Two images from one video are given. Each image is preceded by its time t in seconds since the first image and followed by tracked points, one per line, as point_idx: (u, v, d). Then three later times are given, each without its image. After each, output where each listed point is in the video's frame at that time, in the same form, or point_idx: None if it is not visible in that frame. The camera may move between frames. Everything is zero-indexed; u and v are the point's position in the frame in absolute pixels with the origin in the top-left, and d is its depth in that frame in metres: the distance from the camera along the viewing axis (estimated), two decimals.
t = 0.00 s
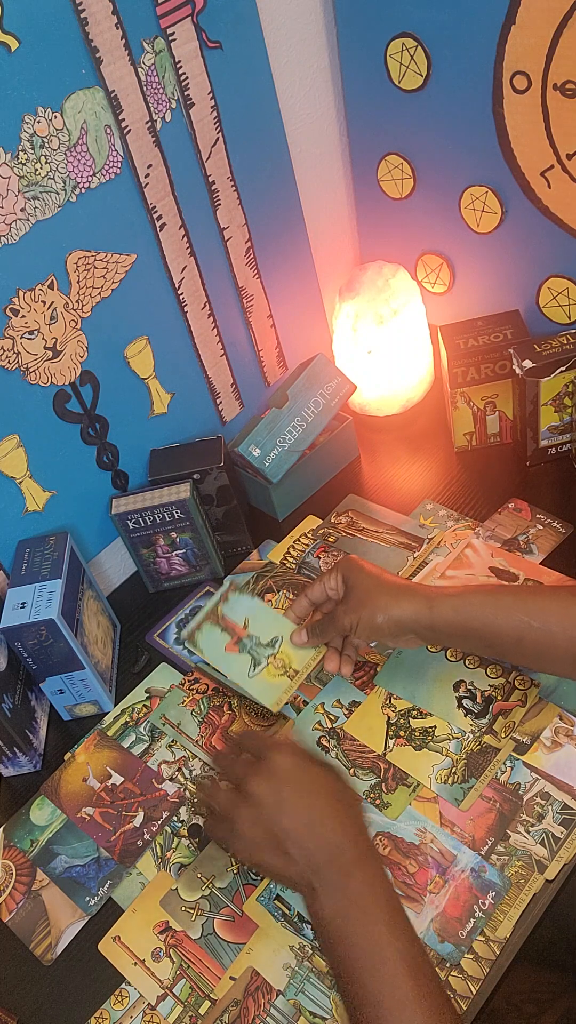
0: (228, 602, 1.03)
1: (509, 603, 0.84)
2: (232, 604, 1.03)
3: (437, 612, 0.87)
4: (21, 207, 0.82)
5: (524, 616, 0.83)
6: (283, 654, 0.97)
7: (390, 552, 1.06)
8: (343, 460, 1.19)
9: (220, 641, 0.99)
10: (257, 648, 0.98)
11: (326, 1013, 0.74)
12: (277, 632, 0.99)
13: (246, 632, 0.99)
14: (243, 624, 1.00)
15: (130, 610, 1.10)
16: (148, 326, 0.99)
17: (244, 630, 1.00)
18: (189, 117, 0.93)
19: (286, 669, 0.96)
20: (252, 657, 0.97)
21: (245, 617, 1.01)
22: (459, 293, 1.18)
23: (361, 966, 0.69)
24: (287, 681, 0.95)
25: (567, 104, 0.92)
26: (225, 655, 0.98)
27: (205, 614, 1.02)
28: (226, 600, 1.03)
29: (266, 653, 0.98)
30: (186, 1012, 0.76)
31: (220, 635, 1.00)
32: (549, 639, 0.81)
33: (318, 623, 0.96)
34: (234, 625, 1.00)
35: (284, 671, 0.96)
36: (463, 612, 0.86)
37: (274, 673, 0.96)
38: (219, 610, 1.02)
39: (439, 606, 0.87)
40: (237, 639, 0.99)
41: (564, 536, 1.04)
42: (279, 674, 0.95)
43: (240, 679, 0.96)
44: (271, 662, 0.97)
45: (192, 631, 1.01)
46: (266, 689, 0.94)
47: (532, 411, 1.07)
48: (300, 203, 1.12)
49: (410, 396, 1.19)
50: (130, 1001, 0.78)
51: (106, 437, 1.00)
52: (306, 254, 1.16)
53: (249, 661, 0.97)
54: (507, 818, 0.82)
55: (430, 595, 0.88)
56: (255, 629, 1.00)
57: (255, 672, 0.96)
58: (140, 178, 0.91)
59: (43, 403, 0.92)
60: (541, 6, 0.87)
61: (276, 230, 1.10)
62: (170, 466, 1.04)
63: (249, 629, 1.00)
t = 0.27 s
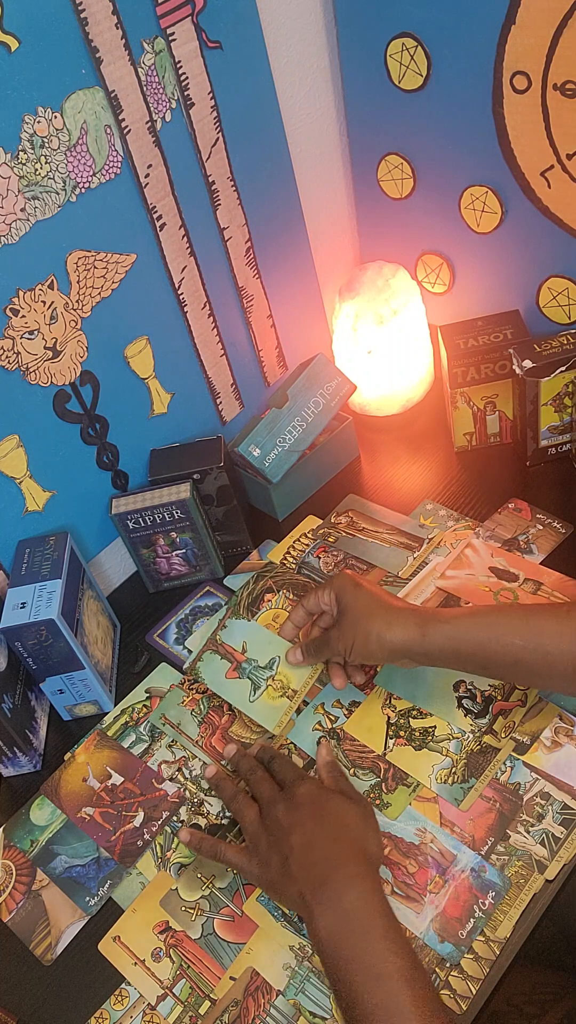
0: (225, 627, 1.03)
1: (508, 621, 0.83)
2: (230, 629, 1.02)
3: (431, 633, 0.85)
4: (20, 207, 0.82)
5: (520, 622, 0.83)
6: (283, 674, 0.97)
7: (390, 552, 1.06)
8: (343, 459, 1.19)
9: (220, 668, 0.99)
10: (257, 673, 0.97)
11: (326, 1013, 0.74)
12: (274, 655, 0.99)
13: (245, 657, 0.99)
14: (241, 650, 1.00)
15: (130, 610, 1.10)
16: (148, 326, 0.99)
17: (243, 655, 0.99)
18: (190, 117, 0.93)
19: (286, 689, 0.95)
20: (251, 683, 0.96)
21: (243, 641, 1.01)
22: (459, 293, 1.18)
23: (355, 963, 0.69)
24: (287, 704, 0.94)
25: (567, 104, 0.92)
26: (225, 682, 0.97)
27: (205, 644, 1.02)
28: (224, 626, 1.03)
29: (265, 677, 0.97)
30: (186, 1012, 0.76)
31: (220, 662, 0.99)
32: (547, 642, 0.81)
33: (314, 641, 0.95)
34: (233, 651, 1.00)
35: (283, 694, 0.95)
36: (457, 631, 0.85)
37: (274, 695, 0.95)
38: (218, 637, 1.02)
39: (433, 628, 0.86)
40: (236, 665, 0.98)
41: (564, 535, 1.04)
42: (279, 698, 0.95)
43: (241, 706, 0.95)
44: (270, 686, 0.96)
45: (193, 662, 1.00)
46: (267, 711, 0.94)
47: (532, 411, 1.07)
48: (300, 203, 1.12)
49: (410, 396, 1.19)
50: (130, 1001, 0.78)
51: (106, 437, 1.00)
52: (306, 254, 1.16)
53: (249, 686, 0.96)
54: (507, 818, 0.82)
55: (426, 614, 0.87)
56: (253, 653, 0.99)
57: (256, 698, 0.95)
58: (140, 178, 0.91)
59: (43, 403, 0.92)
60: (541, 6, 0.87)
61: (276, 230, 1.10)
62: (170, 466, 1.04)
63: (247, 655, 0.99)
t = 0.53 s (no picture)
0: (226, 636, 1.03)
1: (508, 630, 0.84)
2: (231, 638, 1.02)
3: (425, 644, 0.87)
4: (20, 207, 0.82)
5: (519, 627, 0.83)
6: (284, 685, 0.96)
7: (390, 552, 1.06)
8: (343, 459, 1.19)
9: (222, 680, 0.98)
10: (259, 683, 0.97)
11: (326, 1014, 0.74)
12: (275, 664, 0.99)
13: (247, 666, 0.99)
14: (242, 660, 1.00)
15: (130, 610, 1.10)
16: (148, 326, 0.99)
17: (244, 666, 0.99)
18: (190, 117, 0.93)
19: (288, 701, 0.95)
20: (254, 694, 0.96)
21: (245, 650, 1.01)
22: (459, 293, 1.18)
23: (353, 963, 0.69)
24: (290, 713, 0.94)
25: (567, 104, 0.92)
26: (228, 694, 0.97)
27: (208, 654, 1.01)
28: (225, 637, 1.02)
29: (267, 687, 0.97)
30: (186, 1012, 0.76)
31: (222, 674, 0.99)
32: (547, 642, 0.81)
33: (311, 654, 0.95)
34: (235, 661, 1.00)
35: (286, 704, 0.94)
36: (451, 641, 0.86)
37: (277, 707, 0.94)
38: (219, 647, 1.01)
39: (428, 638, 0.87)
40: (238, 676, 0.98)
41: (564, 535, 1.04)
42: (282, 708, 0.94)
43: (245, 719, 0.94)
44: (273, 696, 0.96)
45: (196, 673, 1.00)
46: (271, 724, 0.93)
47: (532, 411, 1.07)
48: (300, 203, 1.12)
49: (410, 396, 1.19)
50: (130, 1001, 0.78)
51: (106, 437, 1.00)
52: (306, 254, 1.16)
53: (252, 698, 0.96)
54: (507, 818, 0.82)
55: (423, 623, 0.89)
56: (254, 662, 0.99)
57: (259, 709, 0.95)
58: (140, 178, 0.91)
59: (43, 403, 0.92)
60: (541, 6, 0.87)
61: (276, 230, 1.10)
62: (170, 466, 1.04)
63: (249, 665, 0.99)
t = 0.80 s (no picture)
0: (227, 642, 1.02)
1: (498, 642, 0.83)
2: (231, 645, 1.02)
3: (425, 645, 0.87)
4: (20, 207, 0.82)
5: (516, 630, 0.83)
6: (280, 694, 0.96)
7: (390, 552, 1.07)
8: (343, 459, 1.19)
9: (219, 684, 0.98)
10: (256, 689, 0.97)
11: (326, 1013, 0.74)
12: (274, 672, 0.98)
13: (245, 673, 0.99)
14: (241, 667, 1.00)
15: (130, 610, 1.10)
16: (148, 326, 0.99)
17: (243, 672, 0.99)
18: (190, 117, 0.93)
19: (284, 708, 0.95)
20: (250, 700, 0.96)
21: (244, 657, 1.00)
22: (459, 293, 1.18)
23: (353, 962, 0.69)
24: (285, 719, 0.93)
25: (567, 104, 0.92)
26: (224, 698, 0.97)
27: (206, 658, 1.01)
28: (225, 643, 1.02)
29: (264, 693, 0.96)
30: (186, 1012, 0.76)
31: (219, 679, 0.99)
32: (546, 642, 0.81)
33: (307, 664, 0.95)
34: (233, 668, 1.00)
35: (281, 711, 0.94)
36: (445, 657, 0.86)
37: (271, 713, 0.94)
38: (219, 652, 1.01)
39: (425, 643, 0.87)
40: (235, 682, 0.98)
41: (564, 535, 1.04)
42: (277, 714, 0.94)
43: (239, 722, 0.95)
44: (269, 702, 0.95)
45: (193, 676, 1.00)
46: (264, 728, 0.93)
47: (532, 411, 1.07)
48: (300, 203, 1.12)
49: (411, 396, 1.19)
50: (130, 1001, 0.78)
51: (106, 437, 1.00)
52: (306, 254, 1.16)
53: (247, 703, 0.96)
54: (507, 818, 0.82)
55: (417, 637, 0.88)
56: (253, 669, 0.99)
57: (254, 714, 0.95)
58: (140, 178, 0.91)
59: (43, 403, 0.92)
60: (541, 6, 0.87)
61: (276, 230, 1.10)
62: (169, 466, 1.04)
63: (247, 672, 0.99)
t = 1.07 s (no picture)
0: (230, 648, 1.02)
1: (495, 648, 0.83)
2: (234, 648, 1.02)
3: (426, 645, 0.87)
4: (21, 207, 0.82)
5: (517, 629, 0.83)
6: (282, 697, 0.96)
7: (390, 552, 1.07)
8: (343, 459, 1.19)
9: (220, 685, 0.98)
10: (258, 692, 0.97)
11: (326, 1013, 0.74)
12: (276, 676, 0.98)
13: (247, 676, 0.99)
14: (243, 670, 0.99)
15: (130, 610, 1.10)
16: (148, 326, 0.99)
17: (244, 675, 0.99)
18: (190, 117, 0.93)
19: (285, 710, 0.95)
20: (251, 702, 0.96)
21: (246, 660, 1.00)
22: (459, 293, 1.18)
23: (352, 960, 0.69)
24: (285, 722, 0.94)
25: (567, 104, 0.92)
26: (225, 699, 0.97)
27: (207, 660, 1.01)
28: (227, 645, 1.02)
29: (266, 696, 0.96)
30: (186, 1012, 0.76)
31: (220, 680, 0.99)
32: (546, 641, 0.81)
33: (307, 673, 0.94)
34: (235, 670, 1.00)
35: (282, 713, 0.94)
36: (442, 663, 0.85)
37: (272, 716, 0.94)
38: (221, 655, 1.01)
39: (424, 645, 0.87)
40: (237, 684, 0.98)
41: (564, 535, 1.04)
42: (278, 716, 0.94)
43: (239, 722, 0.95)
44: (270, 705, 0.95)
45: (193, 676, 1.00)
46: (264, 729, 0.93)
47: (532, 411, 1.07)
48: (300, 203, 1.12)
49: (410, 396, 1.19)
50: (130, 1001, 0.78)
51: (106, 438, 1.00)
52: (306, 255, 1.16)
53: (248, 705, 0.96)
54: (507, 818, 0.82)
55: (413, 643, 0.87)
56: (255, 672, 0.99)
57: (255, 715, 0.95)
58: (140, 178, 0.91)
59: (43, 403, 0.92)
60: (541, 6, 0.87)
61: (276, 230, 1.10)
62: (169, 466, 1.04)
63: (249, 675, 0.99)
